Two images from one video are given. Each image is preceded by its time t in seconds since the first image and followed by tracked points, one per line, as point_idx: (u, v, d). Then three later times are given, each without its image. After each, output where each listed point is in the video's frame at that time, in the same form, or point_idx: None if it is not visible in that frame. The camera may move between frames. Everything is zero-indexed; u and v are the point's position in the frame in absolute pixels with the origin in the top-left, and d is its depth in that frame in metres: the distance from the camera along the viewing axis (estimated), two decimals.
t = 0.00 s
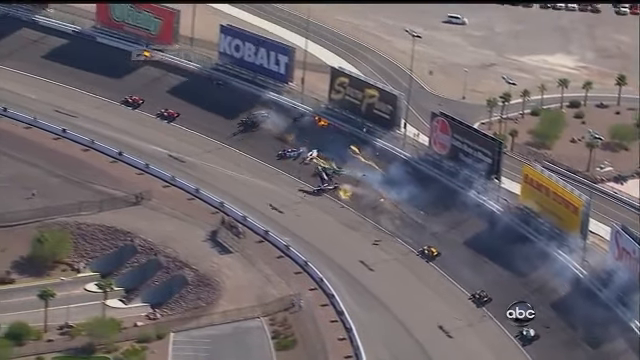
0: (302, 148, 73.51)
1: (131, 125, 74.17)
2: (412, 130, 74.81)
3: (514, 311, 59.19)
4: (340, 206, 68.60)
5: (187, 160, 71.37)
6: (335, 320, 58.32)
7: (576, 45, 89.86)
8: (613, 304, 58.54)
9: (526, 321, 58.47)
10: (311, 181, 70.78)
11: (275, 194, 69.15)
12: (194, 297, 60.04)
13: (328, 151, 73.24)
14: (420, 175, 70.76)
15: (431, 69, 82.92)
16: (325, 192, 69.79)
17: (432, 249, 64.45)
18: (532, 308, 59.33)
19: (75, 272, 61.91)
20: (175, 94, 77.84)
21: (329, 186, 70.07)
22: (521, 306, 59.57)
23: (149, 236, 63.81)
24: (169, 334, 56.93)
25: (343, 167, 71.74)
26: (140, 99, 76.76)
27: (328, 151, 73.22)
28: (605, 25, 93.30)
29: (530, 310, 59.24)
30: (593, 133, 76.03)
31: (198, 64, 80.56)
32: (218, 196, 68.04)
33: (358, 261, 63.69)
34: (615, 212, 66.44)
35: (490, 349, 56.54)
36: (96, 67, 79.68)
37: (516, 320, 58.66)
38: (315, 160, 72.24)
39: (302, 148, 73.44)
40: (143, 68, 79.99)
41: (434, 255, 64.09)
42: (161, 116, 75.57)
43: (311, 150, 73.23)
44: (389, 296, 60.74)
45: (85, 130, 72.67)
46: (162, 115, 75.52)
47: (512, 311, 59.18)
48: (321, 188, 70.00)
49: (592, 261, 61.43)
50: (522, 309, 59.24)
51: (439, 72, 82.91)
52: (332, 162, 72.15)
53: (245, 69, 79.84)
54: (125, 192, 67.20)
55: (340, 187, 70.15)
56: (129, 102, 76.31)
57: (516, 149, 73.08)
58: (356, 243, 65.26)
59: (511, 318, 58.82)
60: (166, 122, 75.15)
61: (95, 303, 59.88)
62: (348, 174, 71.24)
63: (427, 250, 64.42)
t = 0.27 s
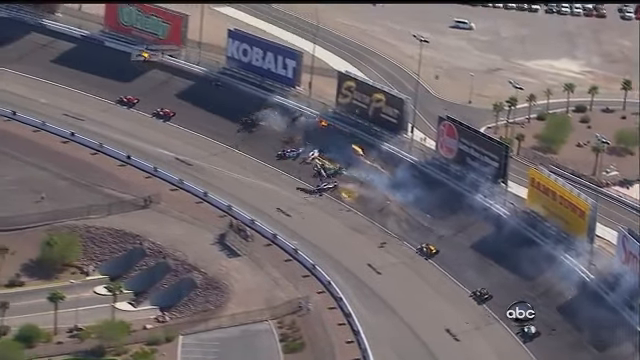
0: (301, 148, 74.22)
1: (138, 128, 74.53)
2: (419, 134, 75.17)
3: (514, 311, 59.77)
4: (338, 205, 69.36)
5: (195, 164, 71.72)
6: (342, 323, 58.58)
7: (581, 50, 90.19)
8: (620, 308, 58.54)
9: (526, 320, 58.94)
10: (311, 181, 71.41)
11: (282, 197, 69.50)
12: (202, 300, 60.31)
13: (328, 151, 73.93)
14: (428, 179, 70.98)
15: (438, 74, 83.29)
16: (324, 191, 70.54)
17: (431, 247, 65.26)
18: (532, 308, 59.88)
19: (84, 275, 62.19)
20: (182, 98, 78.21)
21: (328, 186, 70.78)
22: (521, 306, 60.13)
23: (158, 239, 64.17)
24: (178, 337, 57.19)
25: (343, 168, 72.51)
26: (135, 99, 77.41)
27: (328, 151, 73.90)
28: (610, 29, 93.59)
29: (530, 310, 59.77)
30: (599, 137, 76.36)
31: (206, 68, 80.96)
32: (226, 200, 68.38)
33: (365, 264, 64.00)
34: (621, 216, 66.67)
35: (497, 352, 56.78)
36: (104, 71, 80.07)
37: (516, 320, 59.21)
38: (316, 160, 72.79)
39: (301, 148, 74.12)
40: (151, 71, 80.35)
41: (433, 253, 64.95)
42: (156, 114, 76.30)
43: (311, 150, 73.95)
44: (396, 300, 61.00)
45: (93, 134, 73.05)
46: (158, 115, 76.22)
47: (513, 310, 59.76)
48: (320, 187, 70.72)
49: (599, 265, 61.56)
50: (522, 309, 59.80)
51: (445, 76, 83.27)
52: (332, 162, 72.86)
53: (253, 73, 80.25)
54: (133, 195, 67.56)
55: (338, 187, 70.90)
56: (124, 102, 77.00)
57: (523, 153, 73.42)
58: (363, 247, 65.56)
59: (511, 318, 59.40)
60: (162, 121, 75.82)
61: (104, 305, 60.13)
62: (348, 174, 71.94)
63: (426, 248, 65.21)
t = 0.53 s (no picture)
0: (301, 149, 74.96)
1: (147, 132, 74.98)
2: (426, 139, 75.56)
3: (514, 311, 60.44)
4: (339, 204, 70.10)
5: (204, 167, 72.15)
6: (350, 326, 58.88)
7: (587, 55, 90.60)
8: (626, 311, 58.45)
9: (526, 320, 59.64)
10: (311, 181, 72.21)
11: (290, 201, 69.91)
12: (210, 303, 60.64)
13: (328, 152, 74.74)
14: (435, 183, 71.33)
15: (444, 79, 83.72)
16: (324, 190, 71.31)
17: (429, 245, 66.07)
18: (532, 308, 60.55)
19: (93, 278, 62.54)
20: (190, 102, 78.71)
21: (327, 185, 71.58)
22: (521, 306, 60.78)
23: (167, 242, 64.54)
24: (187, 340, 57.41)
25: (344, 169, 73.28)
26: (129, 99, 78.15)
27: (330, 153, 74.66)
28: (615, 35, 94.07)
29: (530, 310, 60.45)
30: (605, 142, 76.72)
31: (213, 72, 81.46)
32: (234, 204, 68.77)
33: (373, 268, 64.34)
34: (628, 221, 66.91)
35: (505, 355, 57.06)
36: (112, 75, 80.55)
37: (516, 320, 59.86)
38: (317, 160, 73.51)
39: (300, 149, 74.83)
40: (159, 76, 80.80)
41: (432, 251, 65.83)
42: (153, 114, 77.09)
43: (311, 150, 74.72)
44: (403, 303, 61.33)
45: (102, 137, 73.51)
46: (154, 115, 76.99)
47: (512, 311, 60.43)
48: (320, 186, 71.50)
49: (605, 268, 61.75)
50: (522, 309, 60.47)
51: (451, 81, 83.71)
52: (332, 162, 73.70)
53: (260, 78, 80.72)
54: (142, 199, 67.98)
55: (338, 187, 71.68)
56: (119, 102, 77.77)
57: (529, 157, 73.80)
58: (371, 251, 65.91)
59: (512, 318, 60.04)
60: (158, 121, 76.62)
61: (113, 308, 60.52)
62: (349, 175, 72.81)
63: (425, 246, 65.99)
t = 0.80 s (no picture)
0: (299, 148, 75.46)
1: (152, 135, 75.31)
2: (430, 142, 75.78)
3: (514, 311, 60.83)
4: (338, 203, 70.69)
5: (209, 170, 72.47)
6: (355, 328, 59.13)
7: (590, 58, 90.86)
8: (631, 315, 59.32)
9: (526, 320, 60.04)
10: (310, 181, 72.74)
11: (295, 204, 70.20)
12: (216, 305, 60.89)
13: (327, 152, 75.22)
14: (439, 186, 71.56)
15: (448, 82, 84.00)
16: (324, 190, 71.86)
17: (427, 244, 66.65)
18: (532, 308, 60.94)
19: (99, 280, 62.81)
20: (195, 105, 79.06)
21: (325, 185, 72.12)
22: (520, 306, 61.19)
23: (172, 244, 64.82)
24: (193, 342, 57.65)
25: (343, 168, 73.77)
26: (126, 99, 78.65)
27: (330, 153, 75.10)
28: (618, 38, 94.34)
29: (530, 310, 60.84)
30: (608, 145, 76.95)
31: (219, 75, 81.77)
32: (240, 206, 69.05)
33: (378, 270, 64.60)
34: (631, 223, 67.08)
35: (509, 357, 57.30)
36: (117, 78, 80.91)
37: (516, 320, 60.29)
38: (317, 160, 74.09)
39: (299, 149, 75.31)
40: (164, 78, 81.14)
41: (430, 249, 66.41)
42: (149, 113, 77.64)
43: (311, 151, 75.29)
44: (408, 305, 61.59)
45: (107, 140, 73.84)
46: (151, 114, 77.51)
47: (512, 311, 60.83)
48: (319, 186, 72.08)
49: (609, 271, 62.24)
50: (522, 309, 60.87)
51: (455, 84, 83.98)
52: (332, 162, 74.17)
53: (265, 81, 81.03)
54: (147, 201, 68.27)
55: (336, 186, 72.28)
56: (116, 102, 78.28)
57: (533, 160, 74.03)
58: (375, 253, 66.16)
59: (511, 318, 60.47)
60: (155, 120, 77.16)
61: (120, 310, 60.83)
62: (348, 174, 73.30)
63: (423, 245, 66.61)
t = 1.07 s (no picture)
0: (299, 149, 76.27)
1: (160, 139, 75.77)
2: (436, 146, 76.13)
3: (514, 311, 61.60)
4: (339, 203, 71.57)
5: (217, 173, 72.90)
6: (363, 331, 59.47)
7: (595, 63, 91.29)
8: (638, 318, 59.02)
9: (526, 320, 60.75)
10: (311, 181, 73.50)
11: (302, 207, 70.62)
12: (224, 307, 61.17)
13: (327, 152, 76.04)
14: (445, 190, 71.94)
15: (453, 86, 84.44)
16: (326, 190, 72.69)
17: (425, 243, 67.72)
18: (532, 308, 61.65)
19: (108, 282, 63.16)
20: (202, 109, 79.55)
21: (326, 185, 72.98)
22: (520, 306, 61.95)
23: (181, 248, 65.23)
24: (201, 344, 57.97)
25: (343, 168, 74.59)
26: (120, 98, 79.44)
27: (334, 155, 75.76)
28: (622, 44, 94.79)
29: (530, 310, 61.54)
30: (613, 149, 77.36)
31: (226, 79, 82.25)
32: (247, 209, 69.45)
33: (385, 273, 64.97)
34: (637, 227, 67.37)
35: None
36: (125, 82, 81.38)
37: (516, 320, 60.98)
38: (318, 160, 75.03)
39: (297, 150, 76.00)
40: (172, 83, 81.62)
41: (428, 247, 67.39)
42: (145, 113, 78.30)
43: (311, 151, 76.11)
44: (415, 308, 61.94)
45: (115, 143, 74.31)
46: (147, 113, 78.18)
47: (512, 311, 61.59)
48: (319, 186, 72.89)
49: (616, 274, 62.25)
50: (522, 309, 61.62)
51: (461, 88, 84.42)
52: (332, 162, 75.08)
53: (272, 85, 81.51)
54: (156, 204, 68.72)
55: (336, 186, 73.12)
56: (110, 101, 79.07)
57: (538, 164, 74.45)
58: (382, 256, 66.54)
59: (511, 318, 61.14)
60: (151, 119, 77.87)
61: (129, 313, 61.15)
62: (348, 174, 74.10)
63: (421, 244, 67.63)
